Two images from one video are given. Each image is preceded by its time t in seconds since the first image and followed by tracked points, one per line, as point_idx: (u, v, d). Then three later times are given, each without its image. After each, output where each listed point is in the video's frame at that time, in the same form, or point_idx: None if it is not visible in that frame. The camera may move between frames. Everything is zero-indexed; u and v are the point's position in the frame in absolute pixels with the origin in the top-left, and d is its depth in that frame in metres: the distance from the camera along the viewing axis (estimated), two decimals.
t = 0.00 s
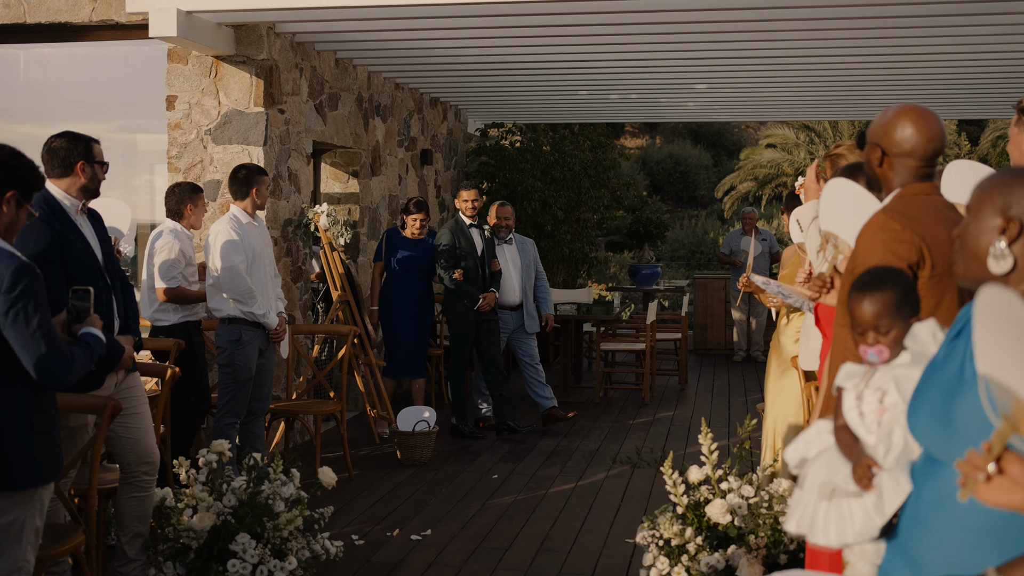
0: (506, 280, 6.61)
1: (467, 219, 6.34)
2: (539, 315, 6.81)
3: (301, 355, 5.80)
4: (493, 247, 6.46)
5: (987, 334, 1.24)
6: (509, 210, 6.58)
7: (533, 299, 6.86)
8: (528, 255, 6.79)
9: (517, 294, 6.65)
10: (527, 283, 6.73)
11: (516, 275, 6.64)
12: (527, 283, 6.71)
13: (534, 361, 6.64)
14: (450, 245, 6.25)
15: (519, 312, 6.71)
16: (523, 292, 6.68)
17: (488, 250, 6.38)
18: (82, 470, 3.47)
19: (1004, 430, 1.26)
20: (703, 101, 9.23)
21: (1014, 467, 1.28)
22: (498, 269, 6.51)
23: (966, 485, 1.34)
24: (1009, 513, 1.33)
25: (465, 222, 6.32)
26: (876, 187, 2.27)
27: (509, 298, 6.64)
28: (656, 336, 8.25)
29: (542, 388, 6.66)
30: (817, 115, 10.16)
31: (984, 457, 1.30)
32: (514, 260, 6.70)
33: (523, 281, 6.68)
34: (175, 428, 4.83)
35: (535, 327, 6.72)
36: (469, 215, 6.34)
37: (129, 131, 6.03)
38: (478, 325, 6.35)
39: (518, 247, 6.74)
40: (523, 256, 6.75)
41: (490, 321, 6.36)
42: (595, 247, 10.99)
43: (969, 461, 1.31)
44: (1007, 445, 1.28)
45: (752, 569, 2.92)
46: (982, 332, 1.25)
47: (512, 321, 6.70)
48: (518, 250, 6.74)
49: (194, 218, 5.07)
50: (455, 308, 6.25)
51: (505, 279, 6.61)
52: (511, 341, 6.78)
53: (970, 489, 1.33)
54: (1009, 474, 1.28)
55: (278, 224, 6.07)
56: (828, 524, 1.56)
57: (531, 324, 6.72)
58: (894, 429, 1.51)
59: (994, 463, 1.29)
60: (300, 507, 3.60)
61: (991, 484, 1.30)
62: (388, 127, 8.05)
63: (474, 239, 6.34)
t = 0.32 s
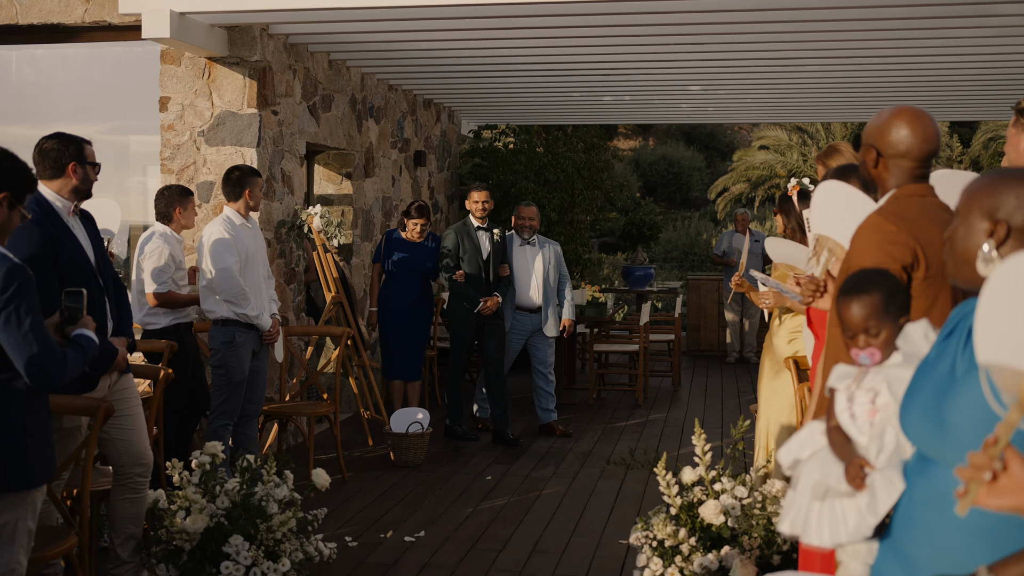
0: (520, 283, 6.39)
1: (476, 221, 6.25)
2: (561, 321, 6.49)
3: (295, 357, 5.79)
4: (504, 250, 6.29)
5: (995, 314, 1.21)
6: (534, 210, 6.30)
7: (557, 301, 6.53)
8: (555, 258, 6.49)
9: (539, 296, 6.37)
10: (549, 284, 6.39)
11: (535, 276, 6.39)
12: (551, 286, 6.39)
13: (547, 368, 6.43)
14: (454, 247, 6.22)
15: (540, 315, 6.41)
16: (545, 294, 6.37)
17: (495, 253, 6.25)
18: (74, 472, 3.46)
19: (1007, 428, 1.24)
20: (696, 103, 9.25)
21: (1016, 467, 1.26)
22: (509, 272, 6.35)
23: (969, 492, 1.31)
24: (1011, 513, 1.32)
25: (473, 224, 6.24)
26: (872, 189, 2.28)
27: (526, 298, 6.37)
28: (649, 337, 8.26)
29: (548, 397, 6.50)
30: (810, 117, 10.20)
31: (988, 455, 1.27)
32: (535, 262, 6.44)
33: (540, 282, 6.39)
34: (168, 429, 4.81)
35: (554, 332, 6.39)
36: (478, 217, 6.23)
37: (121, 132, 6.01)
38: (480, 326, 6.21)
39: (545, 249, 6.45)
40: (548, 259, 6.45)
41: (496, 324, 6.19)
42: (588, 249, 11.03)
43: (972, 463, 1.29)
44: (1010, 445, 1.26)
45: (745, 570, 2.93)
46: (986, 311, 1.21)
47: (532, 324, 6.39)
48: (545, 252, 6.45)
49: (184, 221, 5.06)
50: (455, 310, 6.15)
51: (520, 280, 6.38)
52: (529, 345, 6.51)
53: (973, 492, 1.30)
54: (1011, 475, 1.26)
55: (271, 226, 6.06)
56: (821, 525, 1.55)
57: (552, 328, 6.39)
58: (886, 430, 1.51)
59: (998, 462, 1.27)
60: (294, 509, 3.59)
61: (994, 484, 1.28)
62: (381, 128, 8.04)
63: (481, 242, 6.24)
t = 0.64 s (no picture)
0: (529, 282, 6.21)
1: (482, 221, 6.10)
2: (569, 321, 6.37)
3: (281, 358, 5.77)
4: (510, 250, 6.15)
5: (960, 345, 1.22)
6: (541, 209, 6.16)
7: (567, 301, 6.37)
8: (562, 257, 6.38)
9: (550, 296, 6.21)
10: (555, 285, 6.25)
11: (544, 276, 6.23)
12: (560, 286, 6.26)
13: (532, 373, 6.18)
14: (457, 245, 6.08)
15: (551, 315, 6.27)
16: (555, 294, 6.23)
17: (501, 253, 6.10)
18: (59, 475, 3.44)
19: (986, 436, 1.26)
20: (682, 105, 9.29)
21: (1001, 471, 1.27)
22: (516, 273, 6.18)
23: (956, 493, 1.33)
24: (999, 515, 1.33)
25: (478, 222, 6.09)
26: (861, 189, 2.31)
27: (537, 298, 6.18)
28: (635, 338, 8.28)
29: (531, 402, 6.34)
30: (795, 119, 10.26)
31: (968, 463, 1.30)
32: (544, 261, 6.29)
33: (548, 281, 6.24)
34: (154, 431, 4.78)
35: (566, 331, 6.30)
36: (486, 216, 6.07)
37: (106, 133, 5.99)
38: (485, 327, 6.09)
39: (553, 249, 6.34)
40: (556, 259, 6.32)
41: (500, 325, 6.08)
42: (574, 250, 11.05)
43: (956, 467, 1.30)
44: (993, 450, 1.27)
45: (732, 570, 2.94)
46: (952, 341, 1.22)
47: (543, 325, 6.21)
48: (553, 251, 6.34)
49: (168, 224, 5.04)
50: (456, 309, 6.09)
51: (530, 281, 6.20)
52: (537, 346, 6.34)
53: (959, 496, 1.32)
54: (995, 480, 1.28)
55: (257, 227, 6.04)
56: (807, 525, 1.56)
57: (564, 328, 6.31)
58: (872, 429, 1.53)
59: (979, 470, 1.29)
60: (280, 510, 3.58)
61: (977, 489, 1.30)
62: (367, 130, 8.04)
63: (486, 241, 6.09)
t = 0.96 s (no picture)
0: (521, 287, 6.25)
1: (473, 222, 6.05)
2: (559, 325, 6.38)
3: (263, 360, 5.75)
4: (502, 253, 6.08)
5: (966, 323, 1.22)
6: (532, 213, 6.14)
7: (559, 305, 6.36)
8: (556, 261, 6.36)
9: (541, 300, 6.22)
10: (548, 289, 6.26)
11: (536, 279, 6.23)
12: (551, 290, 6.26)
13: (523, 373, 6.16)
14: (447, 246, 6.02)
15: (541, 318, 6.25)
16: (545, 298, 6.24)
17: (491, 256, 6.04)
18: (39, 478, 3.42)
19: (980, 424, 1.28)
20: (663, 107, 9.34)
21: (986, 471, 1.28)
22: (508, 275, 6.10)
23: (937, 498, 1.32)
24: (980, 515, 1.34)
25: (468, 224, 6.04)
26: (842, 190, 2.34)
27: (527, 302, 6.20)
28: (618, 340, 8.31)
29: (523, 404, 6.23)
30: (776, 121, 10.33)
31: (957, 460, 1.29)
32: (536, 265, 6.29)
33: (541, 286, 6.26)
34: (135, 432, 4.75)
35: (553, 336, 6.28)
36: (476, 218, 6.02)
37: (86, 134, 5.95)
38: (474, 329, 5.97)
39: (545, 252, 6.31)
40: (548, 263, 6.32)
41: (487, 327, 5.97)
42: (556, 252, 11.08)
43: (941, 469, 1.30)
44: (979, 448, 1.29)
45: (714, 570, 2.96)
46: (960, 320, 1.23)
47: (535, 328, 6.21)
48: (545, 254, 6.31)
49: (149, 227, 5.01)
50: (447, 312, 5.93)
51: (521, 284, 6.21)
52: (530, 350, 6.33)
53: (943, 498, 1.31)
54: (979, 479, 1.28)
55: (238, 229, 6.01)
56: (788, 525, 1.58)
57: (550, 333, 6.28)
58: (852, 430, 1.56)
59: (968, 467, 1.28)
60: (262, 512, 3.56)
61: (963, 489, 1.29)
62: (349, 131, 8.02)
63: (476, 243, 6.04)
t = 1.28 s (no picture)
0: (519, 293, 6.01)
1: (465, 227, 6.03)
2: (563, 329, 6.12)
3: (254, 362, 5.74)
4: (496, 254, 6.02)
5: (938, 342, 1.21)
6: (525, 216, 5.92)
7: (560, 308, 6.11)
8: (555, 263, 6.14)
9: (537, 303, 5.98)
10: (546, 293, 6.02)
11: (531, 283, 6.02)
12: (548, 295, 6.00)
13: (523, 378, 5.96)
14: (440, 253, 6.00)
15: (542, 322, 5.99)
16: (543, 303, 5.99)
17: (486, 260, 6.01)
18: (30, 480, 3.41)
19: (956, 434, 1.28)
20: (655, 108, 9.36)
21: (970, 470, 1.29)
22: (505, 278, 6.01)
23: (927, 492, 1.33)
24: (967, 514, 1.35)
25: (461, 229, 6.03)
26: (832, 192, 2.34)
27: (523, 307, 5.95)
28: (609, 341, 8.32)
29: (523, 413, 6.09)
30: (766, 123, 10.37)
31: (940, 463, 1.31)
32: (533, 269, 6.08)
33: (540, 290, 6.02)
34: (127, 435, 4.73)
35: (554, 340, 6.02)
36: (467, 222, 6.01)
37: (77, 136, 5.93)
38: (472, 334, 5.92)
39: (541, 254, 6.11)
40: (545, 266, 6.08)
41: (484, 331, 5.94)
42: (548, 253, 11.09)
43: (925, 469, 1.32)
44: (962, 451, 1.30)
45: (707, 571, 2.97)
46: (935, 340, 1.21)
47: (535, 332, 5.96)
48: (540, 257, 6.10)
49: (139, 230, 4.99)
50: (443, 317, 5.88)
51: (517, 288, 6.01)
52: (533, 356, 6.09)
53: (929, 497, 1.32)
54: (965, 479, 1.30)
55: (230, 230, 6.00)
56: (780, 525, 1.58)
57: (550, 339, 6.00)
58: (843, 431, 1.56)
59: (951, 468, 1.30)
60: (255, 514, 3.55)
61: (949, 488, 1.30)
62: (341, 133, 8.01)
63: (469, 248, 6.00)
